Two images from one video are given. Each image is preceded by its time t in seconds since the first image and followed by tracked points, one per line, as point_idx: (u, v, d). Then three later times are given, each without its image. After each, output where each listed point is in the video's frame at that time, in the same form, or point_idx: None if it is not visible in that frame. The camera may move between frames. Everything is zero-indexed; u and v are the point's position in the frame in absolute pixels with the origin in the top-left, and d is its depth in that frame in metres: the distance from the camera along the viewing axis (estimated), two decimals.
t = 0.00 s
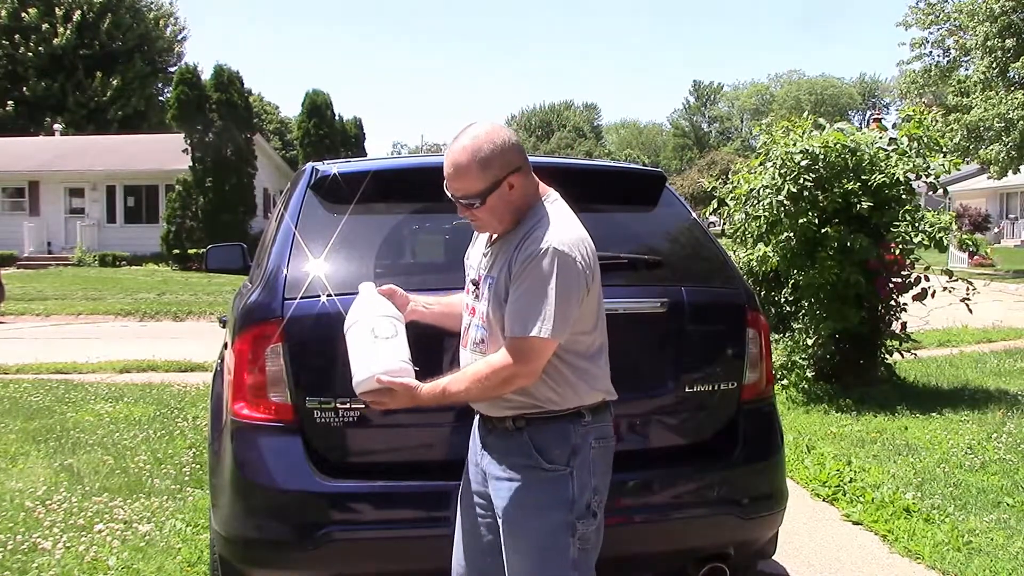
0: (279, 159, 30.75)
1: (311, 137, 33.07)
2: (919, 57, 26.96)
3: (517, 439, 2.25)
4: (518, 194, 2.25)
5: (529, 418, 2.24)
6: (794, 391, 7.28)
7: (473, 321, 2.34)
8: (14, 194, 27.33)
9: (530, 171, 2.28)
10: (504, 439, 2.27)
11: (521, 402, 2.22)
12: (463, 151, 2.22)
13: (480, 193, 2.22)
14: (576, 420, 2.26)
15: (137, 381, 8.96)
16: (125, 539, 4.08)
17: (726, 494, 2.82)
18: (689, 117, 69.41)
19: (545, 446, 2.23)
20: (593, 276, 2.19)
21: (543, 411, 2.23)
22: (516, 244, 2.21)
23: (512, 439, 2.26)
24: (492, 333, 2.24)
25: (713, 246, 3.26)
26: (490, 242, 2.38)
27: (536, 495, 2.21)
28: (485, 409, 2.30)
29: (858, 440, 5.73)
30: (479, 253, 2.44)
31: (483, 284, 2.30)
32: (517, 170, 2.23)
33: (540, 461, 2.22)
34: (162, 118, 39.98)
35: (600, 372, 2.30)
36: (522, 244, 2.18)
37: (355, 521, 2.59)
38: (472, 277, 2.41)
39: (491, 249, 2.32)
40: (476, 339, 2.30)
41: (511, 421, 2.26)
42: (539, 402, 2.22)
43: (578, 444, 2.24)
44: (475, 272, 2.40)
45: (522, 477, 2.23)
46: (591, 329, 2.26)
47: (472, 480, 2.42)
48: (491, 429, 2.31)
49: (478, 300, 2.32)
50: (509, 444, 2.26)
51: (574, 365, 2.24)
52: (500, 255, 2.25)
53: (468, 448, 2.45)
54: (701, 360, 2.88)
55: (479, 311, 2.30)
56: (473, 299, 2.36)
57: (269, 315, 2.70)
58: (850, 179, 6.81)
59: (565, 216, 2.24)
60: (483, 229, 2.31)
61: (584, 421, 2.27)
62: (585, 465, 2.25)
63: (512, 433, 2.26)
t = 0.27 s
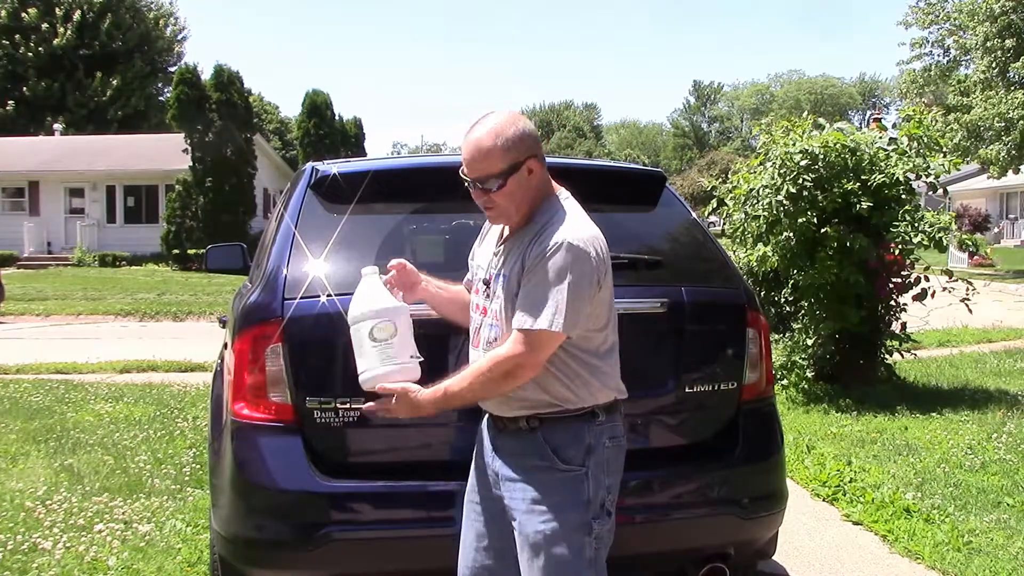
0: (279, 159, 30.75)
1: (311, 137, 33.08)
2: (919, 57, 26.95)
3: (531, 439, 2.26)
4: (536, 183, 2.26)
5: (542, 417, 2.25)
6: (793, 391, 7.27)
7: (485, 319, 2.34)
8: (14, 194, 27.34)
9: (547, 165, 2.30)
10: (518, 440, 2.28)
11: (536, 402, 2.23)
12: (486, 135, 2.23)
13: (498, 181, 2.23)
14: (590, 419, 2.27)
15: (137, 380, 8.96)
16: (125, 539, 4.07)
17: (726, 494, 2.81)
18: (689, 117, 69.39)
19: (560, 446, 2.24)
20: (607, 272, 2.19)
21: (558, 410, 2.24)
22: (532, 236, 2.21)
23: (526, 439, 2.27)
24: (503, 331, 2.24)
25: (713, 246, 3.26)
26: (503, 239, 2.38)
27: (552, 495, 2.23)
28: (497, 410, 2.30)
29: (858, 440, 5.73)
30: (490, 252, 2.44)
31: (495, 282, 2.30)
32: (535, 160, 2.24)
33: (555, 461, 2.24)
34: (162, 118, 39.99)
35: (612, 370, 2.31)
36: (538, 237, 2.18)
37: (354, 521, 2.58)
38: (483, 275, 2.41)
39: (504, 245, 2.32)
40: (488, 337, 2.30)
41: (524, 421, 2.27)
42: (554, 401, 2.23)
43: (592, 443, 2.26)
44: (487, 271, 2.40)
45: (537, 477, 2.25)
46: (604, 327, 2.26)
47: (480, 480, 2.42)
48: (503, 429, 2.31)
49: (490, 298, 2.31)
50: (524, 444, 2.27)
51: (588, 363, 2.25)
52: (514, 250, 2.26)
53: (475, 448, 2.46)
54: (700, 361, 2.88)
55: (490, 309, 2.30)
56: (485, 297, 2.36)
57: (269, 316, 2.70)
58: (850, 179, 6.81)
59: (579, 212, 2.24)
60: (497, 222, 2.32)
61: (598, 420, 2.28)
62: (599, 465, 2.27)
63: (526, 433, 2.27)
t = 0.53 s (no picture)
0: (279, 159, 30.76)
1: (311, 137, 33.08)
2: (919, 56, 26.94)
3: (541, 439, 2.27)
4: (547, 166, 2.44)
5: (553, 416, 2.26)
6: (793, 390, 7.27)
7: (492, 319, 2.32)
8: (14, 194, 27.35)
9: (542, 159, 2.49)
10: (527, 440, 2.31)
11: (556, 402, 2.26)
12: (519, 108, 2.38)
13: (516, 152, 2.36)
14: (600, 417, 2.30)
15: (137, 380, 8.96)
16: (125, 539, 4.07)
17: (726, 494, 2.81)
18: (689, 117, 69.37)
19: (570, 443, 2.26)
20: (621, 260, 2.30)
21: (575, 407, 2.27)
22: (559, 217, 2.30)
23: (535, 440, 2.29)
24: (524, 324, 2.25)
25: (713, 246, 3.26)
26: (498, 235, 2.43)
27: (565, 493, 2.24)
28: (506, 411, 2.31)
29: (858, 440, 5.73)
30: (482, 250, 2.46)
31: (504, 275, 2.32)
32: (546, 141, 2.41)
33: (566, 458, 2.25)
34: (162, 118, 39.99)
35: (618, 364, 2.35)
36: (565, 222, 2.27)
37: (353, 521, 2.58)
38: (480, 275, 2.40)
39: (508, 232, 2.38)
40: (501, 334, 2.29)
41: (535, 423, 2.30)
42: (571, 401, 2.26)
43: (601, 440, 2.28)
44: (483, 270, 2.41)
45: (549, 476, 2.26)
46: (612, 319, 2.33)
47: (481, 481, 2.42)
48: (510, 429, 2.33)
49: (497, 293, 2.32)
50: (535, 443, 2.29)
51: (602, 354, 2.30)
52: (527, 235, 2.33)
53: (474, 448, 2.45)
54: (700, 361, 2.88)
55: (502, 303, 2.30)
56: (488, 296, 2.35)
57: (269, 316, 2.70)
58: (850, 179, 6.81)
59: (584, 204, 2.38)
60: (502, 203, 2.40)
61: (606, 417, 2.31)
62: (609, 462, 2.29)
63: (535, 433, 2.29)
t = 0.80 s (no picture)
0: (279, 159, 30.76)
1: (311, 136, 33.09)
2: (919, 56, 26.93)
3: (542, 438, 2.30)
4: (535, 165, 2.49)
5: (554, 413, 2.29)
6: (793, 390, 7.27)
7: (493, 317, 2.32)
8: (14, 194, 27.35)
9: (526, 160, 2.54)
10: (527, 439, 2.31)
11: (561, 401, 2.28)
12: (511, 108, 2.45)
13: (511, 145, 2.41)
14: (596, 414, 2.34)
15: (137, 381, 8.96)
16: (125, 539, 4.07)
17: (726, 494, 2.81)
18: (689, 116, 69.38)
19: (571, 441, 2.29)
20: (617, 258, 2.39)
21: (578, 403, 2.30)
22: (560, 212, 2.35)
23: (535, 438, 2.30)
24: (530, 320, 2.26)
25: (713, 246, 3.26)
26: (489, 234, 2.42)
27: (567, 491, 2.27)
28: (508, 409, 2.30)
29: (858, 440, 5.73)
30: (470, 250, 2.45)
31: (502, 273, 2.33)
32: (536, 139, 2.47)
33: (568, 456, 2.28)
34: (162, 118, 39.97)
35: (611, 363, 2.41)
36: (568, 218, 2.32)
37: (353, 521, 2.58)
38: (475, 274, 2.39)
39: (503, 227, 2.39)
40: (502, 331, 2.29)
41: (534, 419, 2.30)
42: (575, 399, 2.30)
43: (599, 437, 2.33)
44: (475, 268, 2.40)
45: (550, 475, 2.28)
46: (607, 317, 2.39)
47: (475, 482, 2.41)
48: (506, 430, 2.34)
49: (497, 291, 2.32)
50: (536, 442, 2.30)
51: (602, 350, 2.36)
52: (525, 227, 2.35)
53: (465, 452, 2.45)
54: (700, 360, 2.88)
55: (502, 300, 2.31)
56: (486, 295, 2.34)
57: (269, 316, 2.70)
58: (850, 179, 6.81)
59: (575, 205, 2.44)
60: (494, 198, 2.40)
61: (601, 416, 2.35)
62: (606, 460, 2.34)
63: (536, 432, 2.30)
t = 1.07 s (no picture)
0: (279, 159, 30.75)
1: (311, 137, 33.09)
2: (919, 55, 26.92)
3: (543, 437, 2.30)
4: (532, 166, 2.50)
5: (554, 413, 2.29)
6: (793, 390, 7.27)
7: (493, 317, 2.31)
8: (14, 194, 27.34)
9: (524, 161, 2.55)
10: (527, 438, 2.31)
11: (561, 401, 2.28)
12: (507, 109, 2.46)
13: (509, 145, 2.41)
14: (596, 412, 2.35)
15: (137, 381, 8.96)
16: (125, 539, 4.07)
17: (726, 493, 2.81)
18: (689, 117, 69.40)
19: (573, 439, 2.29)
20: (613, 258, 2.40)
21: (578, 401, 2.30)
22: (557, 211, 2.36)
23: (535, 438, 2.30)
24: (530, 320, 2.26)
25: (713, 247, 3.26)
26: (488, 234, 2.42)
27: (569, 490, 2.27)
28: (509, 410, 2.30)
29: (858, 440, 5.73)
30: (468, 250, 2.44)
31: (502, 273, 2.32)
32: (533, 139, 2.47)
33: (570, 455, 2.28)
34: (162, 118, 39.96)
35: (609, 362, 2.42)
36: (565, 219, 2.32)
37: (353, 521, 2.58)
38: (475, 274, 2.39)
39: (502, 228, 2.39)
40: (503, 331, 2.29)
41: (534, 419, 2.30)
42: (576, 398, 2.30)
43: (600, 436, 2.33)
44: (474, 269, 2.40)
45: (552, 474, 2.28)
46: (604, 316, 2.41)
47: (475, 484, 2.41)
48: (505, 430, 2.34)
49: (497, 291, 2.32)
50: (536, 442, 2.30)
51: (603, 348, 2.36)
52: (523, 227, 2.35)
53: (464, 454, 2.44)
54: (700, 360, 2.88)
55: (503, 301, 2.30)
56: (486, 295, 2.34)
57: (269, 316, 2.70)
58: (850, 179, 6.81)
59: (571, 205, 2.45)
60: (492, 198, 2.40)
61: (601, 414, 2.36)
62: (607, 458, 2.34)
63: (536, 432, 2.30)
